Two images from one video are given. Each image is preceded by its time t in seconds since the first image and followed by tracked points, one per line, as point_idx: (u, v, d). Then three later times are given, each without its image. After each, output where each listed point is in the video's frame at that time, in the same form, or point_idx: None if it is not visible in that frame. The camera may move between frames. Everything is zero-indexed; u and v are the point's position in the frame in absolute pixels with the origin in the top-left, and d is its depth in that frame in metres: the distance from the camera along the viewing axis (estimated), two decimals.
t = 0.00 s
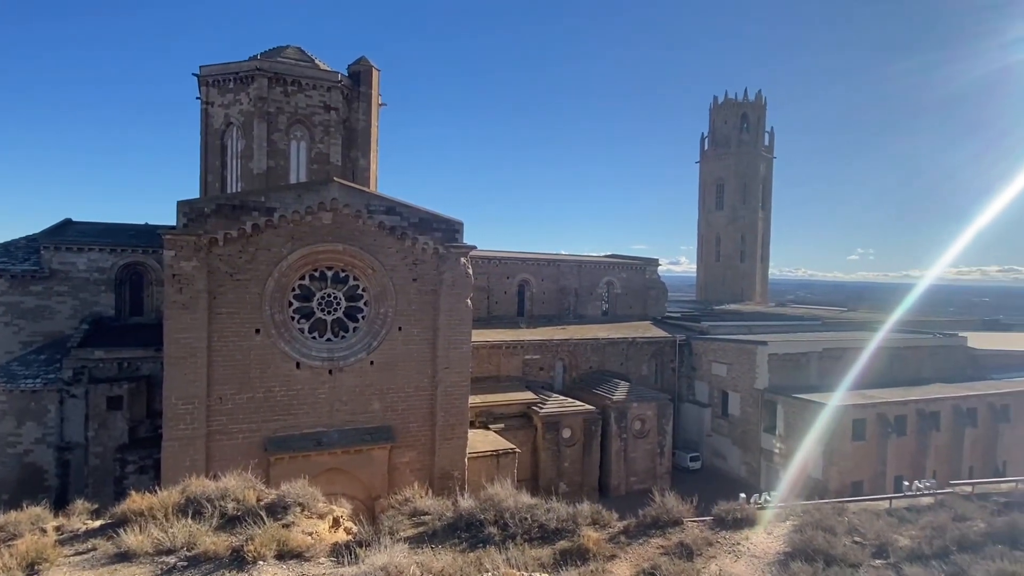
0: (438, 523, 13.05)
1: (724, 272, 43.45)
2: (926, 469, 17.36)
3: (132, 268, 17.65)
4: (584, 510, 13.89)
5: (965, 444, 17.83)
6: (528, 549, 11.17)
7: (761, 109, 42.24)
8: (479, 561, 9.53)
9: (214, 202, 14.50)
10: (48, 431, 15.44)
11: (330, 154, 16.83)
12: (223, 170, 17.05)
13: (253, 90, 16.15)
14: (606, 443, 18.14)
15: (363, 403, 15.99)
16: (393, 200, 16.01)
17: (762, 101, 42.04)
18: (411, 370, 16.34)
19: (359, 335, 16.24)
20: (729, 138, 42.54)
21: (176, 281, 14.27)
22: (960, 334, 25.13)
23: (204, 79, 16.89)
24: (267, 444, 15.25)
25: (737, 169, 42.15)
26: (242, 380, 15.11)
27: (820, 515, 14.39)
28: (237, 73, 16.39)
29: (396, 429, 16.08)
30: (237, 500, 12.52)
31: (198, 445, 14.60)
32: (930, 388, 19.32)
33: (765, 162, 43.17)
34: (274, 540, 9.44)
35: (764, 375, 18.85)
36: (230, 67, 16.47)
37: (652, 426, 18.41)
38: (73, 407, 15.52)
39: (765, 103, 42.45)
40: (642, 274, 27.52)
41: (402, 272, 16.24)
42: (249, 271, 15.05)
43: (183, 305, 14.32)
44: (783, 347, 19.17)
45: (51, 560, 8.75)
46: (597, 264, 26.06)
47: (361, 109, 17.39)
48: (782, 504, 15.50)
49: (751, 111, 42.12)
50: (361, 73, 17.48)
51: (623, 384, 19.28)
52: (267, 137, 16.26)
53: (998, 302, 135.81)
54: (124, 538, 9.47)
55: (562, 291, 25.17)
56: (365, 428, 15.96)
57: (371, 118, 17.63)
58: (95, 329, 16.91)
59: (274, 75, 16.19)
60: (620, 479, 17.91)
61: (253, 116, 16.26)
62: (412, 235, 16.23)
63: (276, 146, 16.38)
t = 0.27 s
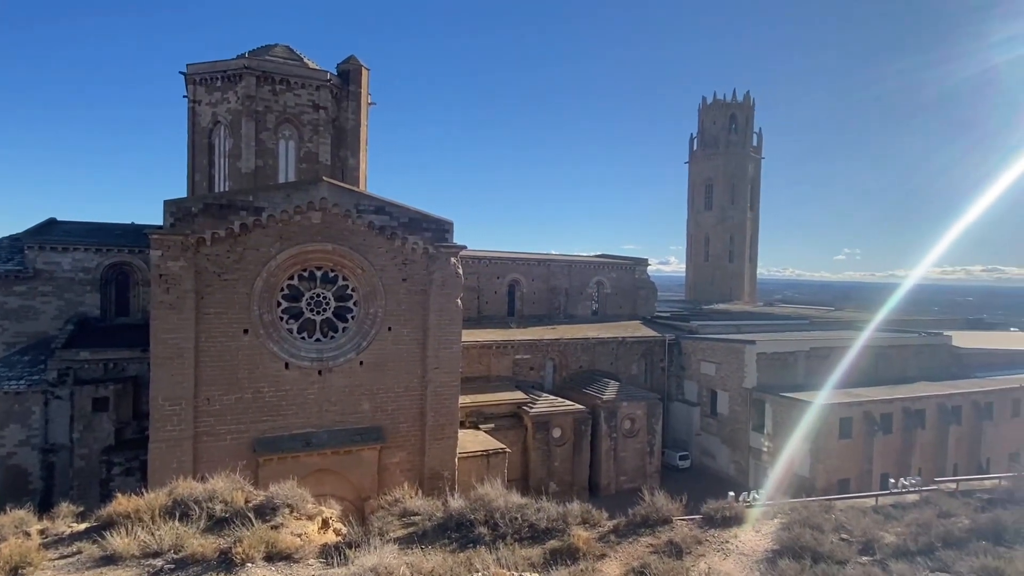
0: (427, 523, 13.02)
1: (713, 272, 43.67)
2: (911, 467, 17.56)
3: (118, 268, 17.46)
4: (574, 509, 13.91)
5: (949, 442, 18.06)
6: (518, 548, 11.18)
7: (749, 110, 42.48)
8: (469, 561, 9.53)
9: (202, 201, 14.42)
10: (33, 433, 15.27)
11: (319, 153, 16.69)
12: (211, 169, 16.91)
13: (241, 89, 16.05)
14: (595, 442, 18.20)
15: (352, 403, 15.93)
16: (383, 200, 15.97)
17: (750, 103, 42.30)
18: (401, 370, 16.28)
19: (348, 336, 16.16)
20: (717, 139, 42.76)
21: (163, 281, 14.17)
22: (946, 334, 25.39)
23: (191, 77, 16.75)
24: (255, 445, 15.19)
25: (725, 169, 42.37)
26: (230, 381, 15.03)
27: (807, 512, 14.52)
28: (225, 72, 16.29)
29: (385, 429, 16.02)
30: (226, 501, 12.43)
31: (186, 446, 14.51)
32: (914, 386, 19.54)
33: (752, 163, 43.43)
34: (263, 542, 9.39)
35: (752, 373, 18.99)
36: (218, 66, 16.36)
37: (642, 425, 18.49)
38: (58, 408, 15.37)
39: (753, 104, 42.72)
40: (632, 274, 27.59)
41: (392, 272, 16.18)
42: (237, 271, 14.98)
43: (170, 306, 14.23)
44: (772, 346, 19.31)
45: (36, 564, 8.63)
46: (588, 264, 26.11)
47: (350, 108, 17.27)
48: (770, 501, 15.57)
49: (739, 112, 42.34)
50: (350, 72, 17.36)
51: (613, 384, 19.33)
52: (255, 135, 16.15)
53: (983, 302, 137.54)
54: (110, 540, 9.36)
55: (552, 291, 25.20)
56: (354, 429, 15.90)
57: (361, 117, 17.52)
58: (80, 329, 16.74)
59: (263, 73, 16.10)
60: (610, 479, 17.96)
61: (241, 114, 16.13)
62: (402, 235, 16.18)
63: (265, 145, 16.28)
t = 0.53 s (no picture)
0: (409, 541, 11.89)
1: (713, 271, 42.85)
2: (920, 476, 16.73)
3: (72, 266, 16.09)
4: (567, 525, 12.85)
5: (962, 450, 17.29)
6: (504, 567, 10.21)
7: (753, 97, 41.82)
8: None
9: (164, 193, 13.35)
10: None
11: (292, 142, 15.48)
12: (174, 159, 15.62)
13: (206, 72, 14.79)
14: (589, 452, 17.19)
15: (327, 412, 14.76)
16: (360, 193, 14.80)
17: (754, 89, 41.61)
18: (380, 376, 15.05)
19: (324, 339, 14.96)
20: (719, 128, 42.11)
21: (121, 280, 13.04)
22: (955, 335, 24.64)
23: (152, 60, 15.42)
24: (222, 458, 13.99)
25: (730, 158, 41.70)
26: (195, 389, 13.85)
27: (814, 526, 13.61)
28: (189, 54, 15.01)
29: (364, 440, 14.86)
30: (189, 518, 11.24)
31: (146, 459, 13.34)
32: (925, 391, 18.80)
33: (757, 154, 42.60)
34: (230, 562, 8.30)
35: (755, 378, 18.12)
36: (181, 47, 15.06)
37: (639, 434, 17.51)
38: (5, 419, 14.03)
39: (757, 91, 42.03)
40: (627, 273, 26.61)
41: (371, 270, 14.98)
42: (202, 270, 13.80)
43: (129, 307, 13.08)
44: (774, 349, 18.44)
45: None
46: (580, 262, 25.10)
47: (325, 93, 16.00)
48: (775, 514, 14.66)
49: (742, 100, 41.70)
50: (325, 55, 16.09)
51: (607, 389, 18.29)
52: (222, 123, 14.90)
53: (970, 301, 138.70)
54: (58, 562, 8.14)
55: (542, 291, 24.16)
56: (330, 439, 14.74)
57: (337, 104, 16.26)
58: (30, 333, 15.38)
59: (229, 55, 14.84)
60: (605, 490, 16.95)
61: (206, 100, 14.87)
62: (381, 231, 14.98)
63: (232, 133, 15.04)
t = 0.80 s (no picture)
0: (396, 544, 11.75)
1: (703, 270, 42.98)
2: (908, 476, 16.82)
3: (51, 266, 15.78)
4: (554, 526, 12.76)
5: (948, 449, 17.40)
6: (492, 570, 10.09)
7: (740, 98, 42.03)
8: None
9: (146, 192, 13.11)
10: None
11: (277, 139, 15.23)
12: (156, 156, 15.33)
13: (190, 68, 14.55)
14: (578, 452, 17.11)
15: (313, 413, 14.57)
16: (346, 191, 14.61)
17: (741, 90, 41.81)
18: (366, 377, 14.86)
19: (309, 339, 14.78)
20: (707, 128, 42.24)
21: (103, 280, 12.79)
22: (942, 335, 24.83)
23: (133, 55, 15.12)
24: (206, 460, 13.77)
25: (717, 160, 41.86)
26: (178, 390, 13.61)
27: (801, 525, 13.61)
28: (172, 50, 14.75)
29: (350, 442, 14.69)
30: (172, 522, 10.95)
31: (128, 462, 13.09)
32: (913, 390, 18.94)
33: (745, 153, 42.80)
34: (213, 566, 8.12)
35: (743, 378, 18.16)
36: (163, 43, 14.80)
37: (627, 434, 17.47)
38: None
39: (744, 92, 42.23)
40: (617, 273, 26.60)
41: (357, 270, 14.80)
42: (185, 269, 13.58)
43: (110, 307, 12.82)
44: (762, 349, 18.47)
45: None
46: (569, 262, 25.04)
47: (310, 90, 15.73)
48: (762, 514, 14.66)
49: (730, 100, 41.86)
50: (311, 51, 15.87)
51: (596, 389, 18.22)
52: (205, 120, 14.64)
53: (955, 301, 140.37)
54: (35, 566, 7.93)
55: (531, 290, 24.06)
56: (316, 441, 14.56)
57: (323, 101, 16.03)
58: (7, 335, 15.05)
59: (213, 52, 14.61)
60: (593, 491, 16.91)
61: (189, 97, 14.61)
62: (368, 230, 14.79)
63: (216, 130, 14.79)
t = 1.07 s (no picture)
0: (379, 554, 11.20)
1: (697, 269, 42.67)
2: (905, 480, 16.54)
3: (19, 265, 15.10)
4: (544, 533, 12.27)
5: (946, 453, 17.16)
6: None
7: (736, 92, 41.81)
8: None
9: (118, 187, 12.49)
10: None
11: (255, 133, 14.58)
12: (129, 151, 14.66)
13: (165, 59, 13.95)
14: (568, 457, 16.67)
15: (293, 418, 14.01)
16: (329, 186, 14.05)
17: (737, 84, 41.60)
18: (349, 381, 14.31)
19: (289, 341, 14.22)
20: (702, 123, 42.03)
21: (73, 279, 12.16)
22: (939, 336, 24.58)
23: (105, 44, 14.44)
24: (181, 467, 13.17)
25: (712, 156, 41.62)
26: (151, 395, 13.00)
27: (797, 532, 13.22)
28: (146, 39, 14.12)
29: (332, 447, 14.14)
30: (146, 533, 10.29)
31: (99, 470, 12.47)
32: (910, 393, 18.68)
33: (740, 149, 42.53)
34: None
35: (738, 380, 17.79)
36: (137, 32, 14.15)
37: (619, 439, 17.05)
38: None
39: (740, 85, 42.03)
40: (609, 272, 26.19)
41: (339, 269, 14.24)
42: (159, 268, 12.97)
43: (81, 308, 12.20)
44: (758, 350, 18.11)
45: None
46: (560, 261, 24.59)
47: (291, 82, 15.19)
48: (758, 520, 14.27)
49: (725, 94, 41.71)
50: (291, 42, 15.26)
51: (587, 392, 17.77)
52: (180, 112, 14.02)
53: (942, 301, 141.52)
54: None
55: (520, 290, 23.57)
56: (297, 447, 14.00)
57: (304, 94, 15.45)
58: None
59: (189, 41, 13.99)
60: (584, 497, 16.48)
61: (164, 88, 13.98)
62: (351, 227, 14.22)
63: (191, 123, 14.16)
